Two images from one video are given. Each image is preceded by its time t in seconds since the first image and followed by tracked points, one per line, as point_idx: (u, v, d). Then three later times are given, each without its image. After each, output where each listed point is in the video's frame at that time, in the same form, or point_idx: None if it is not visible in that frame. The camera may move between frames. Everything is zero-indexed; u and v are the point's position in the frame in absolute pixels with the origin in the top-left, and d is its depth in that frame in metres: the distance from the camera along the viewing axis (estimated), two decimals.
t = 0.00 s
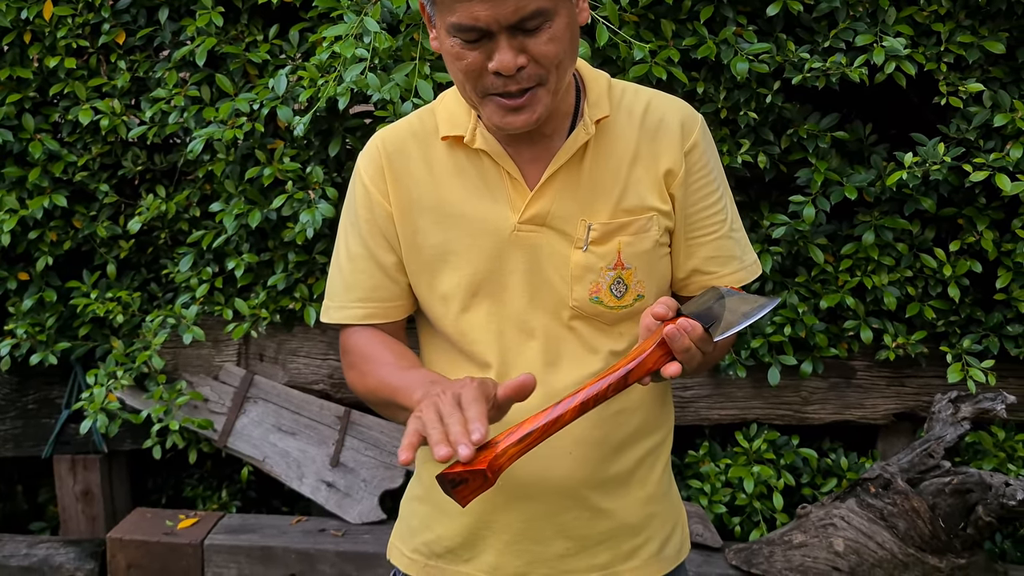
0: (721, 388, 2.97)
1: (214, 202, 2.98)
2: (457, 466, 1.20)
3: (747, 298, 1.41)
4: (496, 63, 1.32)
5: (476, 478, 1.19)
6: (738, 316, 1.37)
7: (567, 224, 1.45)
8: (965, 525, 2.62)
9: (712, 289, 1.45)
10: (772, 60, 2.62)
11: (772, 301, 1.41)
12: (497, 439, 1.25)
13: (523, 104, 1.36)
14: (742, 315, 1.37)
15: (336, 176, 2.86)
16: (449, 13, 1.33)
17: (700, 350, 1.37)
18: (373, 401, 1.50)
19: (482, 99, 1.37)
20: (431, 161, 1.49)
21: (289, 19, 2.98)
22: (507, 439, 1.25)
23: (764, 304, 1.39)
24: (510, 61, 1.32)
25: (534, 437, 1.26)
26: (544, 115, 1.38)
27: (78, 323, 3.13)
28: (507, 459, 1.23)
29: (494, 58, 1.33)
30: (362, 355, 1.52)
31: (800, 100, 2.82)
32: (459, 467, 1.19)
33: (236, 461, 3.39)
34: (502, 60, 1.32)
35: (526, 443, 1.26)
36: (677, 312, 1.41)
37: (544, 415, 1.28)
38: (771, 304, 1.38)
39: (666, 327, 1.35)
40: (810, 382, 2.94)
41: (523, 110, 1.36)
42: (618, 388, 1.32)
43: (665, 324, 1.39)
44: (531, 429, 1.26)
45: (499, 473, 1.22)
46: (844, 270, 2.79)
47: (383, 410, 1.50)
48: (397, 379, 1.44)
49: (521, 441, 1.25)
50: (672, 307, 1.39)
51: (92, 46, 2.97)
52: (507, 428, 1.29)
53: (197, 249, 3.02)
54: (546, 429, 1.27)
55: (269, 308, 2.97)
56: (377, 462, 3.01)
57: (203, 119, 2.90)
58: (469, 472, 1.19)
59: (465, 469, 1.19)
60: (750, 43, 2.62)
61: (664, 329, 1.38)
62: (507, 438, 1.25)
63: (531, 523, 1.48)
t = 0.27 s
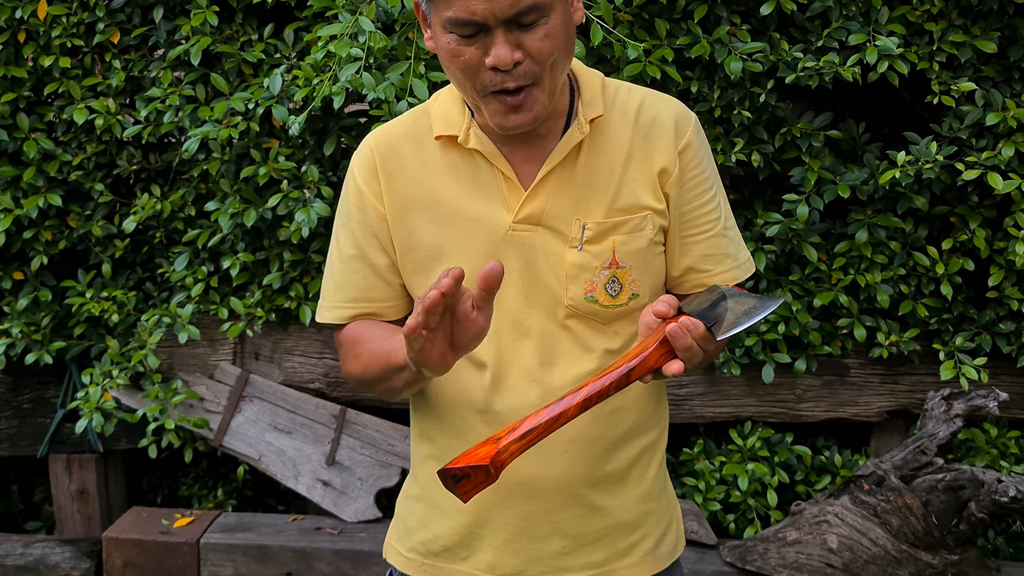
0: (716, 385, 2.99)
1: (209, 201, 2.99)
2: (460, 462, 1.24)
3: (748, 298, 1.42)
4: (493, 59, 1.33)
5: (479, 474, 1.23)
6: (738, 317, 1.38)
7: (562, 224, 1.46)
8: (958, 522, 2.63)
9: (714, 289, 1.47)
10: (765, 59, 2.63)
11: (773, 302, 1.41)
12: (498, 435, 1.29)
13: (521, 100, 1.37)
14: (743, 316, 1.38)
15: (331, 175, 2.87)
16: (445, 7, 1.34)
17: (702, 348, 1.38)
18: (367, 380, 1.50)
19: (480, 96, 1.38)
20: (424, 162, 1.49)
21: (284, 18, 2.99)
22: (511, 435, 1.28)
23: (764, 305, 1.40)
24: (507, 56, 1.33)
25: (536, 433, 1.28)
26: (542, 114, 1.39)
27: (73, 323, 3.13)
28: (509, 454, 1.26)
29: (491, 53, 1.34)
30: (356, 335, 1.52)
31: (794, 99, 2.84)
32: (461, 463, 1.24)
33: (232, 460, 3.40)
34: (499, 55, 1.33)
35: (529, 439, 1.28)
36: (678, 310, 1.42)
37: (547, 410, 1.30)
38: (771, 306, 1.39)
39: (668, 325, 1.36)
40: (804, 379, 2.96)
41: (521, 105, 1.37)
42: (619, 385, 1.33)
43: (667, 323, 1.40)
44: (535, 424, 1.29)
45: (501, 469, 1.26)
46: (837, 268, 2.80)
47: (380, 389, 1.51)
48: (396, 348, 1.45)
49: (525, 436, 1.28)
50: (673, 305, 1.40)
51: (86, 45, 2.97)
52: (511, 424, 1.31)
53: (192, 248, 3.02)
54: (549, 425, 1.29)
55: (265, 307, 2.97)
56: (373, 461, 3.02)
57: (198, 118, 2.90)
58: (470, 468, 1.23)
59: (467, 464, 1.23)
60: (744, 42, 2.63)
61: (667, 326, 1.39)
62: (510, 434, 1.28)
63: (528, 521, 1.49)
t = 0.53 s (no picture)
0: (714, 387, 2.99)
1: (207, 205, 2.99)
2: (456, 462, 1.24)
3: (746, 301, 1.42)
4: (492, 41, 1.34)
5: (475, 474, 1.23)
6: (737, 319, 1.39)
7: (560, 228, 1.47)
8: (955, 522, 2.64)
9: (711, 291, 1.47)
10: (762, 62, 2.64)
11: (771, 304, 1.42)
12: (494, 436, 1.30)
13: (518, 85, 1.38)
14: (741, 318, 1.39)
15: (329, 179, 2.88)
16: None
17: (699, 351, 1.39)
18: (374, 399, 1.54)
19: (478, 82, 1.39)
20: (422, 166, 1.50)
21: (282, 23, 3.00)
22: (506, 435, 1.29)
23: (762, 306, 1.40)
24: (506, 39, 1.34)
25: (533, 434, 1.29)
26: (540, 101, 1.39)
27: (72, 327, 3.14)
28: (505, 455, 1.27)
29: (490, 36, 1.35)
30: (359, 355, 1.56)
31: (791, 102, 2.85)
32: (457, 463, 1.24)
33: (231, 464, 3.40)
34: (498, 37, 1.34)
35: (525, 439, 1.29)
36: (676, 312, 1.42)
37: (544, 411, 1.31)
38: (770, 307, 1.40)
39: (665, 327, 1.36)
40: (801, 381, 2.97)
41: (518, 90, 1.38)
42: (616, 387, 1.34)
43: (664, 324, 1.40)
44: (531, 425, 1.29)
45: (497, 469, 1.26)
46: (834, 270, 2.81)
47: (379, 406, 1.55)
48: (397, 375, 1.48)
49: (520, 436, 1.28)
50: (671, 307, 1.41)
51: (85, 50, 2.98)
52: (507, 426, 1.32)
53: (191, 252, 3.03)
54: (546, 426, 1.30)
55: (264, 310, 2.98)
56: (372, 464, 3.02)
57: (197, 122, 2.91)
58: (467, 468, 1.23)
59: (463, 464, 1.23)
60: (740, 46, 2.64)
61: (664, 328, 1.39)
62: (506, 434, 1.29)
63: (527, 525, 1.50)
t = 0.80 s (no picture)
0: (710, 385, 3.00)
1: (205, 204, 3.00)
2: (456, 461, 1.25)
3: (744, 298, 1.43)
4: (490, 34, 1.35)
5: (474, 474, 1.24)
6: (734, 316, 1.39)
7: (557, 226, 1.47)
8: (950, 518, 2.65)
9: (709, 289, 1.48)
10: (758, 61, 2.65)
11: (768, 301, 1.42)
12: (493, 436, 1.30)
13: (517, 75, 1.38)
14: (738, 315, 1.39)
15: (327, 178, 2.88)
16: None
17: (698, 348, 1.40)
18: (367, 398, 1.54)
19: (476, 74, 1.39)
20: (420, 164, 1.51)
21: (279, 22, 3.01)
22: (505, 435, 1.30)
23: (760, 304, 1.40)
24: (504, 33, 1.35)
25: (532, 432, 1.30)
26: (539, 92, 1.39)
27: (69, 325, 3.14)
28: (504, 455, 1.28)
29: (488, 29, 1.36)
30: (352, 354, 1.56)
31: (787, 101, 2.86)
32: (457, 463, 1.25)
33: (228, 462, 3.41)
34: (496, 31, 1.35)
35: (524, 438, 1.30)
36: (674, 310, 1.43)
37: (543, 410, 1.32)
38: (767, 304, 1.40)
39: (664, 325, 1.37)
40: (797, 379, 2.98)
41: (516, 81, 1.37)
42: (614, 385, 1.35)
43: (663, 322, 1.41)
44: (530, 424, 1.30)
45: (497, 468, 1.27)
46: (830, 269, 2.82)
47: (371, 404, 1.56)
48: (387, 373, 1.49)
49: (519, 436, 1.29)
50: (669, 304, 1.41)
51: (82, 49, 2.99)
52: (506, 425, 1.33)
53: (188, 251, 3.03)
54: (545, 425, 1.31)
55: (261, 308, 2.98)
56: (369, 462, 3.03)
57: (194, 121, 2.91)
58: (466, 468, 1.24)
59: (463, 464, 1.24)
60: (736, 45, 2.64)
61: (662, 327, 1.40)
62: (505, 434, 1.30)
63: (523, 524, 1.51)
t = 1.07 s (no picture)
0: (706, 388, 3.01)
1: (202, 207, 3.00)
2: (450, 467, 1.26)
3: (739, 302, 1.44)
4: (487, 43, 1.36)
5: (469, 479, 1.25)
6: (729, 320, 1.40)
7: (553, 230, 1.48)
8: (945, 521, 2.66)
9: (705, 292, 1.48)
10: (754, 65, 2.67)
11: (763, 304, 1.43)
12: (488, 441, 1.31)
13: (513, 83, 1.38)
14: (732, 318, 1.40)
15: (324, 181, 2.89)
16: None
17: (692, 352, 1.39)
18: (361, 396, 1.54)
19: (474, 83, 1.40)
20: (417, 168, 1.52)
21: (277, 26, 3.01)
22: (500, 440, 1.30)
23: (755, 308, 1.41)
24: (501, 41, 1.35)
25: (526, 438, 1.30)
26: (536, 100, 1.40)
27: (67, 328, 3.14)
28: (499, 460, 1.28)
29: (485, 38, 1.37)
30: (346, 352, 1.56)
31: (782, 105, 2.87)
32: (451, 468, 1.25)
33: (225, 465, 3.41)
34: (493, 39, 1.36)
35: (519, 443, 1.30)
36: (670, 314, 1.43)
37: (538, 415, 1.32)
38: (762, 308, 1.41)
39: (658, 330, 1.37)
40: (793, 382, 2.99)
41: (512, 90, 1.38)
42: (609, 390, 1.36)
43: (658, 327, 1.41)
44: (525, 429, 1.31)
45: (491, 473, 1.27)
46: (825, 272, 2.83)
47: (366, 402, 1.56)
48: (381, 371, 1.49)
49: (514, 441, 1.30)
50: (664, 309, 1.42)
51: (79, 52, 2.99)
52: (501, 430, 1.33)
53: (185, 254, 3.03)
54: (540, 430, 1.31)
55: (258, 311, 2.99)
56: (366, 465, 3.03)
57: (191, 124, 2.92)
58: (460, 473, 1.25)
59: (457, 469, 1.25)
60: (732, 49, 2.65)
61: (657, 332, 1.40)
62: (499, 439, 1.30)
63: (520, 527, 1.51)
